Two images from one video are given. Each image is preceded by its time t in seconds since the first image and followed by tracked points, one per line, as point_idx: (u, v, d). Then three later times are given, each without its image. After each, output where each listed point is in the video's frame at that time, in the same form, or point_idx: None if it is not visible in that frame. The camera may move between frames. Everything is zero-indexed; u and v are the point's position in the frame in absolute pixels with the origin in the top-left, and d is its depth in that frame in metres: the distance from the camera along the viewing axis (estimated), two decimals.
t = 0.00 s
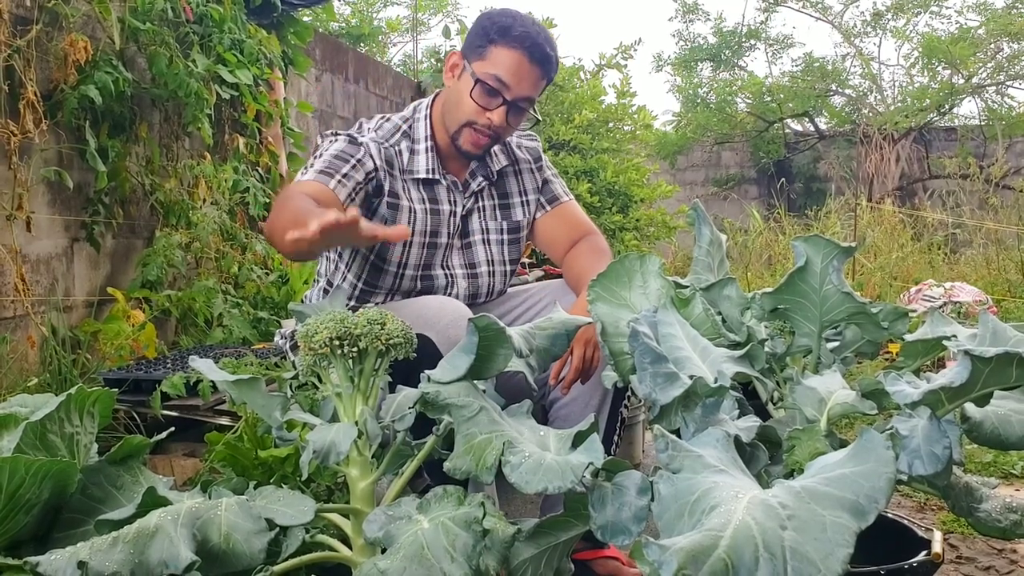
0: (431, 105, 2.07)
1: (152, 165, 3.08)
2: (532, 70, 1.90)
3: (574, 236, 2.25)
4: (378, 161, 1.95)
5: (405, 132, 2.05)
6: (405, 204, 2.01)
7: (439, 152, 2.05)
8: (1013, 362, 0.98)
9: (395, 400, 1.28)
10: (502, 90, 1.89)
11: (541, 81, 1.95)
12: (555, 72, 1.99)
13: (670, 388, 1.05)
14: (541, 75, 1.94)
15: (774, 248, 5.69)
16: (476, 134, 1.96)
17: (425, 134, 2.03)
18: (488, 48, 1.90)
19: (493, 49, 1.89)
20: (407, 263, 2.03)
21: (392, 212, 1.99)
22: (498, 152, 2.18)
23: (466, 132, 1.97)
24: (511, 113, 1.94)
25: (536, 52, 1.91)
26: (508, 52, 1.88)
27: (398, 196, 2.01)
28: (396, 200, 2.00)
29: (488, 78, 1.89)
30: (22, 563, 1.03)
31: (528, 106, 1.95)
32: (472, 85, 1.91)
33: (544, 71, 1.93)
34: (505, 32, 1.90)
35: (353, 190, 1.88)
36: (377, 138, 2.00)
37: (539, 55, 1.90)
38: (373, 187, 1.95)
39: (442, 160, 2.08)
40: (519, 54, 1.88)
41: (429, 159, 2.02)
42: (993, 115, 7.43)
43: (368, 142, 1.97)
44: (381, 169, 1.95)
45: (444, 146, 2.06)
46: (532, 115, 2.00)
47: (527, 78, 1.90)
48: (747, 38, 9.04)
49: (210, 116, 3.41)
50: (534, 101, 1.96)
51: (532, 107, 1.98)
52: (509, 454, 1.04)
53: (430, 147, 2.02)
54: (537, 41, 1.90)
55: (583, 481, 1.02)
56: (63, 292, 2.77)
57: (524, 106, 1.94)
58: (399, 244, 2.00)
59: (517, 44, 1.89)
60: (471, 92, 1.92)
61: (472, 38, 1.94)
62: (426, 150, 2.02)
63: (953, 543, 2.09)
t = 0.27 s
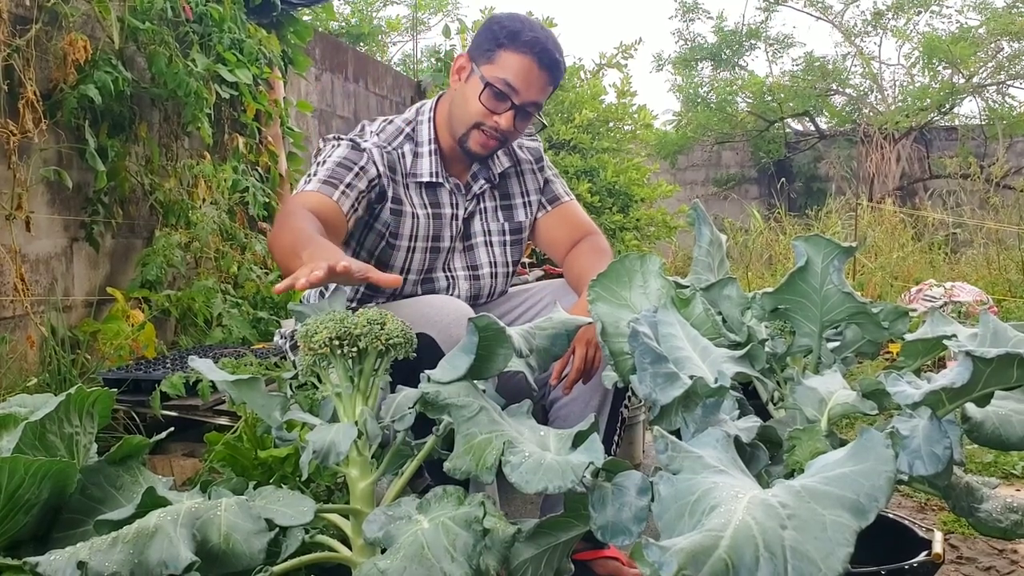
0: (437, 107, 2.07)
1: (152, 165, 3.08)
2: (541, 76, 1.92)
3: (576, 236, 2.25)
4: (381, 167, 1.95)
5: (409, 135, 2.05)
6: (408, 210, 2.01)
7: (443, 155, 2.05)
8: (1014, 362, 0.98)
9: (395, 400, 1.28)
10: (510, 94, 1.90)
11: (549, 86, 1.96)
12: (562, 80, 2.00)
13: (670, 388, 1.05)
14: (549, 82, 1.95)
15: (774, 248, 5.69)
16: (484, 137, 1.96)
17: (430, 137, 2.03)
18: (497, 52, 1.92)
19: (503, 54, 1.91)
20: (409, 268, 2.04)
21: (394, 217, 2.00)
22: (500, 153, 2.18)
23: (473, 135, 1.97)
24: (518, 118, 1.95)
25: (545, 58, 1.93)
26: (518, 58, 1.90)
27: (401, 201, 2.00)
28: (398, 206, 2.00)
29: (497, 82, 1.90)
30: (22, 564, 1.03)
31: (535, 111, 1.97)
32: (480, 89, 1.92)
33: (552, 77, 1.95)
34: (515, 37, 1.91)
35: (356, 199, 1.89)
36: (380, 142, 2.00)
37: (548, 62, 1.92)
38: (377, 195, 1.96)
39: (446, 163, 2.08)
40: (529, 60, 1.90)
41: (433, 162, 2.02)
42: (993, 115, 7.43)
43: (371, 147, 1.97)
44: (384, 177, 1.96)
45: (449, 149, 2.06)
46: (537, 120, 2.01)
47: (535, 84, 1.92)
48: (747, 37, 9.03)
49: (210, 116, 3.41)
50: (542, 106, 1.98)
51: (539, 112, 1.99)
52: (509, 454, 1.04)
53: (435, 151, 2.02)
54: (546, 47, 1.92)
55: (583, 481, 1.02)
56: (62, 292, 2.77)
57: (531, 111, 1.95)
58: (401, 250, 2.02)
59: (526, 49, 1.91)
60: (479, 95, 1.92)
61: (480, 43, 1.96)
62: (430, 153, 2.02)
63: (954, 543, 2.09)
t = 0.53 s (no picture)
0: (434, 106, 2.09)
1: (152, 165, 3.08)
2: (535, 58, 1.94)
3: (575, 236, 2.24)
4: (381, 166, 1.95)
5: (408, 133, 2.05)
6: (408, 209, 2.01)
7: (442, 153, 2.05)
8: (1014, 362, 0.98)
9: (395, 400, 1.27)
10: (505, 77, 1.92)
11: (543, 70, 1.98)
12: (556, 64, 2.02)
13: (670, 389, 1.04)
14: (543, 65, 1.97)
15: (774, 249, 5.69)
16: (483, 124, 1.96)
17: (428, 134, 2.04)
18: (490, 40, 1.95)
19: (495, 40, 1.94)
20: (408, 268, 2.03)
21: (394, 216, 1.99)
22: (498, 152, 2.18)
23: (471, 123, 1.97)
24: (515, 102, 1.96)
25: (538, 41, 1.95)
26: (510, 41, 1.92)
27: (400, 200, 2.00)
28: (398, 205, 2.00)
29: (492, 66, 1.92)
30: (21, 564, 1.03)
31: (531, 95, 1.98)
32: (475, 76, 1.94)
33: (546, 59, 1.97)
34: (506, 23, 1.94)
35: (357, 198, 1.89)
36: (379, 141, 2.00)
37: (541, 44, 1.94)
38: (377, 194, 1.96)
39: (445, 161, 2.09)
40: (521, 42, 1.93)
41: (433, 160, 2.02)
42: (994, 115, 7.43)
43: (370, 146, 1.97)
44: (384, 176, 1.96)
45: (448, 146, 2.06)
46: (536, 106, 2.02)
47: (529, 65, 1.94)
48: (748, 38, 9.03)
49: (210, 117, 3.41)
50: (538, 91, 1.99)
51: (536, 98, 2.00)
52: (509, 455, 1.04)
53: (434, 148, 2.02)
54: (537, 30, 1.95)
55: (583, 482, 1.02)
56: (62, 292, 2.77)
57: (527, 95, 1.96)
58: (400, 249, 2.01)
59: (518, 34, 1.94)
60: (475, 81, 1.94)
61: (472, 35, 2.00)
62: (429, 150, 2.02)
63: (954, 544, 2.09)
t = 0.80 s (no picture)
0: (431, 107, 2.08)
1: (152, 165, 3.08)
2: (534, 62, 1.94)
3: (574, 236, 2.24)
4: (378, 166, 1.95)
5: (406, 133, 2.05)
6: (406, 208, 2.01)
7: (440, 153, 2.05)
8: (1014, 362, 0.98)
9: (395, 400, 1.27)
10: (505, 81, 1.92)
11: (542, 74, 1.98)
12: (555, 67, 2.02)
13: (670, 389, 1.05)
14: (543, 69, 1.97)
15: (774, 249, 5.69)
16: (481, 128, 1.96)
17: (427, 134, 2.03)
18: (489, 42, 1.94)
19: (495, 42, 1.93)
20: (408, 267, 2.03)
21: (392, 216, 1.99)
22: (496, 151, 2.19)
23: (470, 126, 1.96)
24: (514, 106, 1.95)
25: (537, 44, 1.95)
26: (510, 45, 1.92)
27: (399, 200, 2.00)
28: (396, 204, 2.00)
29: (491, 70, 1.91)
30: (21, 564, 1.03)
31: (530, 99, 1.97)
32: (474, 79, 1.93)
33: (545, 63, 1.97)
34: (506, 26, 1.94)
35: (356, 197, 1.89)
36: (377, 141, 2.01)
37: (540, 48, 1.94)
38: (374, 193, 1.96)
39: (444, 161, 2.09)
40: (521, 47, 1.92)
41: (430, 159, 2.02)
42: (994, 115, 7.42)
43: (368, 145, 1.97)
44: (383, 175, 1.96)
45: (446, 147, 2.05)
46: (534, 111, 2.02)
47: (529, 70, 1.93)
48: (747, 38, 9.03)
49: (210, 116, 3.41)
50: (537, 94, 1.99)
51: (534, 101, 2.00)
52: (509, 455, 1.04)
53: (431, 147, 2.02)
54: (537, 33, 1.94)
55: (583, 482, 1.02)
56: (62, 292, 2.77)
57: (526, 99, 1.96)
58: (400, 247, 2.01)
59: (518, 37, 1.93)
60: (474, 84, 1.93)
61: (472, 36, 1.99)
62: (426, 150, 2.02)
63: (954, 543, 2.09)
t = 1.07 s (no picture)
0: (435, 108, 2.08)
1: (152, 165, 3.08)
2: (538, 61, 1.94)
3: (576, 236, 2.24)
4: (381, 169, 1.95)
5: (409, 135, 2.06)
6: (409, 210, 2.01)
7: (444, 155, 2.06)
8: (1014, 362, 0.98)
9: (395, 400, 1.27)
10: (509, 80, 1.92)
11: (546, 73, 1.98)
12: (558, 68, 2.02)
13: (670, 389, 1.04)
14: (546, 68, 1.97)
15: (774, 248, 5.69)
16: (485, 127, 1.96)
17: (430, 136, 2.05)
18: (494, 41, 1.95)
19: (499, 42, 1.94)
20: (411, 269, 2.03)
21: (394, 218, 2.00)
22: (499, 152, 2.19)
23: (474, 125, 1.96)
24: (518, 106, 1.96)
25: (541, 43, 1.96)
26: (513, 44, 1.92)
27: (402, 202, 2.00)
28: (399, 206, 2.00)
29: (496, 69, 1.92)
30: (21, 564, 1.03)
31: (534, 98, 1.98)
32: (478, 78, 1.94)
33: (549, 62, 1.97)
34: (509, 26, 1.95)
35: (359, 203, 1.89)
36: (380, 144, 2.01)
37: (544, 47, 1.94)
38: (378, 196, 1.96)
39: (447, 163, 2.10)
40: (524, 45, 1.93)
41: (434, 161, 2.03)
42: (994, 115, 7.42)
43: (371, 148, 1.97)
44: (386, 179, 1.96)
45: (449, 147, 2.05)
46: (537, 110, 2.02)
47: (532, 69, 1.94)
48: (748, 37, 9.03)
49: (210, 116, 3.41)
50: (540, 94, 1.99)
51: (538, 101, 2.01)
52: (509, 455, 1.04)
53: (435, 149, 2.03)
54: (541, 33, 1.95)
55: (583, 481, 1.02)
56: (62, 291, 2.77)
57: (530, 98, 1.96)
58: (404, 250, 2.00)
59: (521, 37, 1.94)
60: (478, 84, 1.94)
61: (475, 37, 2.00)
62: (431, 151, 2.03)
63: (954, 543, 2.09)
